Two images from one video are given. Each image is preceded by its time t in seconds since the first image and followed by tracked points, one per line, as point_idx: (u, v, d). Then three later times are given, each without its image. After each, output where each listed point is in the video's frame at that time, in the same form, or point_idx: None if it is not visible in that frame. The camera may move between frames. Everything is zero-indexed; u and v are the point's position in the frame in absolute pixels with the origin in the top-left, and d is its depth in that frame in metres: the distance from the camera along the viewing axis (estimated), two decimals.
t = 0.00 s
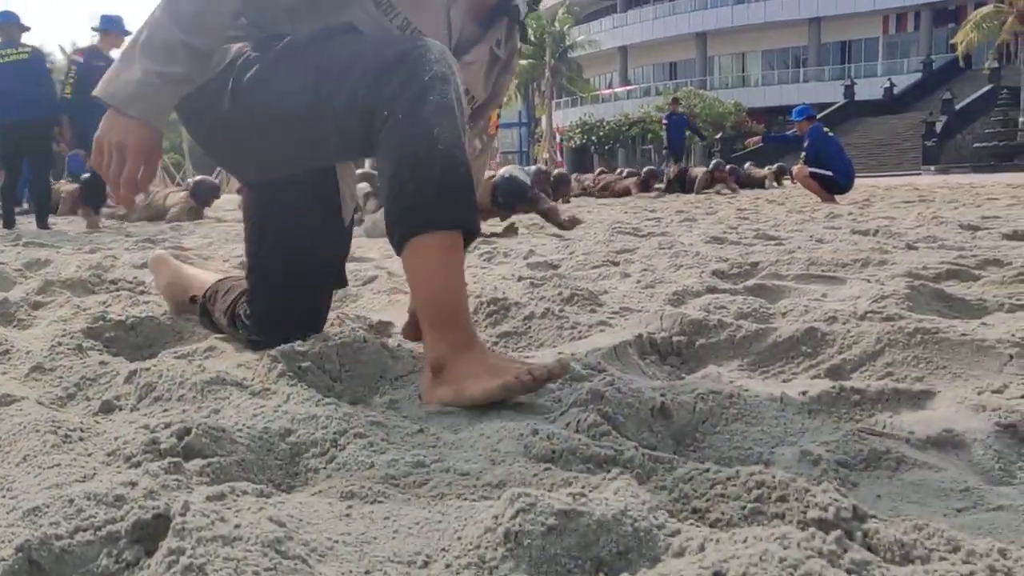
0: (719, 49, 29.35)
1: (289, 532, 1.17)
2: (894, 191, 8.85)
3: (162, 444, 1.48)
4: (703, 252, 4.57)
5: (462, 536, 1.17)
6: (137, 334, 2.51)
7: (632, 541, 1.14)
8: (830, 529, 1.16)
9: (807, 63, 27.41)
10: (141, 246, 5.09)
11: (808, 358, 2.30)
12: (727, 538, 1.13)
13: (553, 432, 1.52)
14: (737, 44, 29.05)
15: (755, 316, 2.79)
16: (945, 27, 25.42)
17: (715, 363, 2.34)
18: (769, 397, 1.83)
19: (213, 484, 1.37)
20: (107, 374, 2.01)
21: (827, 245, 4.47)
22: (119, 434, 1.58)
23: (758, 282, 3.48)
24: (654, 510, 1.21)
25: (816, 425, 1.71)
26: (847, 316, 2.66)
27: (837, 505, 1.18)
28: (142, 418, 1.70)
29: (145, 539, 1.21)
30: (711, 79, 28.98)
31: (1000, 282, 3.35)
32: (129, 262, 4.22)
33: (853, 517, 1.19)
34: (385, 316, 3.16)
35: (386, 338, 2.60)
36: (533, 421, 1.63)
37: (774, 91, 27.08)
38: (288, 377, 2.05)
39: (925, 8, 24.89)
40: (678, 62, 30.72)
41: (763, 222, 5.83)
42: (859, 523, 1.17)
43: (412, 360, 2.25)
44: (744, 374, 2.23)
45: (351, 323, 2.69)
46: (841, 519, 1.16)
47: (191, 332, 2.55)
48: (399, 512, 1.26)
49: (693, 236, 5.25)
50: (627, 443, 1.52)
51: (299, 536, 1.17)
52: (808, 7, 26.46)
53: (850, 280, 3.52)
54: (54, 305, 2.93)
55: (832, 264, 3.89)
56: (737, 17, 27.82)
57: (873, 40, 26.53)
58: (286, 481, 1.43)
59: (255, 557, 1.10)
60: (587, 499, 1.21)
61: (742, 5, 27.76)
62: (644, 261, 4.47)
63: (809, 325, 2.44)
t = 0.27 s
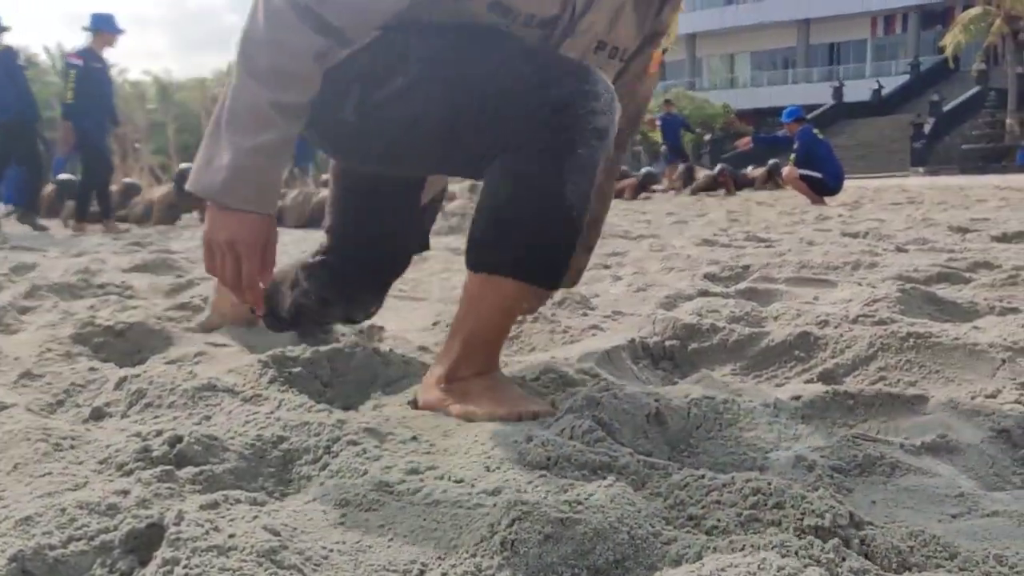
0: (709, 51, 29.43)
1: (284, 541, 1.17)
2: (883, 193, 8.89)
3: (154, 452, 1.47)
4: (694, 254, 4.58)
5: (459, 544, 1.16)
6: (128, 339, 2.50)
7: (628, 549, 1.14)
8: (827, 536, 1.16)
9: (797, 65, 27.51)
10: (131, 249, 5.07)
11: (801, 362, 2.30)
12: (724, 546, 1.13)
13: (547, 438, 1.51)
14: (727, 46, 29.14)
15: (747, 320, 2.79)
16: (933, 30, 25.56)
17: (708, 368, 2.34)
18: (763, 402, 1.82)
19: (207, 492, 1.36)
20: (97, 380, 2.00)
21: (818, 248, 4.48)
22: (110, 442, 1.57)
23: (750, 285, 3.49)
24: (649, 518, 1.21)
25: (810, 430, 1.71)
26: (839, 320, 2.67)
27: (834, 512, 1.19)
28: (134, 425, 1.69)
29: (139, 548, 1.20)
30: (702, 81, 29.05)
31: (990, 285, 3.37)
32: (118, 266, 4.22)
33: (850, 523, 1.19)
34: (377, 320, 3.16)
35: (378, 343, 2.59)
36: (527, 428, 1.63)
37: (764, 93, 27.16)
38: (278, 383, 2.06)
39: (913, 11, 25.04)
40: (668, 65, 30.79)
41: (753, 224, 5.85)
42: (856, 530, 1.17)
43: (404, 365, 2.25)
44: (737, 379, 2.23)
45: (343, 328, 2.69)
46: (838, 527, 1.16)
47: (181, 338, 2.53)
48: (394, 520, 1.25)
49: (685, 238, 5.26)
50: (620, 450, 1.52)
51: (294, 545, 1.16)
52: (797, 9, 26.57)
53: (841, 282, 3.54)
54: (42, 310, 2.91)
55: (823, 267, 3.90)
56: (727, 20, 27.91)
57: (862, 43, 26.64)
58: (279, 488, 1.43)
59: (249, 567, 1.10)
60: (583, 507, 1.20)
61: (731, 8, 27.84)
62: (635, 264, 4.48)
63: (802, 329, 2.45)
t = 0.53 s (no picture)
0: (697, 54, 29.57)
1: (287, 538, 1.19)
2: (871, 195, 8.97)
3: (156, 451, 1.49)
4: (684, 256, 4.62)
5: (458, 541, 1.18)
6: (126, 339, 2.52)
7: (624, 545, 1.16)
8: (818, 532, 1.19)
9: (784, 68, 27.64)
10: (123, 251, 5.08)
11: (790, 361, 2.34)
12: (717, 542, 1.15)
13: (545, 436, 1.53)
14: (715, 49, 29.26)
15: (737, 321, 2.83)
16: (919, 33, 25.73)
17: (699, 367, 2.38)
18: (754, 401, 1.85)
19: (209, 491, 1.38)
20: (98, 380, 2.01)
21: (805, 249, 4.53)
22: (112, 441, 1.58)
23: (739, 286, 3.54)
24: (645, 514, 1.23)
25: (799, 428, 1.74)
26: (827, 320, 2.70)
27: (825, 508, 1.21)
28: (135, 425, 1.71)
29: (144, 546, 1.22)
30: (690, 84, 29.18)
31: (974, 286, 3.42)
32: (113, 268, 4.25)
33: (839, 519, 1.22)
34: (371, 322, 3.19)
35: (373, 344, 2.62)
36: (524, 426, 1.66)
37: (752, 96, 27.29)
38: (277, 382, 2.12)
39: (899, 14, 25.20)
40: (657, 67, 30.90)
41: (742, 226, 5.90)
42: (846, 526, 1.20)
43: (399, 365, 2.28)
44: (727, 378, 2.26)
45: (339, 328, 2.72)
46: (829, 522, 1.19)
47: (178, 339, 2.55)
48: (394, 517, 1.27)
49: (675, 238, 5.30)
50: (615, 448, 1.55)
51: (297, 542, 1.18)
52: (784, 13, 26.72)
53: (829, 284, 3.58)
54: (40, 312, 2.92)
55: (811, 268, 3.95)
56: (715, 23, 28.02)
57: (849, 46, 26.81)
58: (279, 487, 1.44)
59: (253, 564, 1.12)
60: (581, 504, 1.23)
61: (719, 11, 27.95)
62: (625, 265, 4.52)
63: (791, 330, 2.48)
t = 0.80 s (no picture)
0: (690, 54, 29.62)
1: (283, 536, 1.18)
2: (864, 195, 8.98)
3: (151, 450, 1.49)
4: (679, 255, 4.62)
5: (454, 539, 1.18)
6: (119, 338, 2.51)
7: (620, 543, 1.16)
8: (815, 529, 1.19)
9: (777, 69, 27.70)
10: (116, 251, 5.07)
11: (785, 359, 2.34)
12: (714, 540, 1.15)
13: (540, 435, 1.53)
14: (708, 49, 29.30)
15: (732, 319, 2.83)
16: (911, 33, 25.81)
17: (693, 366, 2.38)
18: (750, 400, 1.85)
19: (204, 490, 1.37)
20: (91, 380, 2.01)
21: (800, 249, 4.53)
22: (107, 440, 1.58)
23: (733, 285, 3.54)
24: (642, 512, 1.23)
25: (794, 427, 1.74)
26: (822, 319, 2.71)
27: (821, 506, 1.21)
28: (130, 424, 1.70)
29: (139, 545, 1.21)
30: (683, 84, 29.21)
31: (968, 285, 3.43)
32: (107, 267, 4.24)
33: (836, 516, 1.22)
34: (366, 321, 3.18)
35: (367, 343, 2.62)
36: (520, 425, 1.66)
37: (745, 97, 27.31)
38: (272, 382, 2.12)
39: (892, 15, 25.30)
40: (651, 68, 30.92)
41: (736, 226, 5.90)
42: (843, 523, 1.20)
43: (395, 365, 2.28)
44: (723, 376, 2.27)
45: (332, 327, 2.72)
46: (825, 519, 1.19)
47: (172, 338, 2.55)
48: (390, 515, 1.26)
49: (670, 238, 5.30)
50: (611, 446, 1.55)
51: (293, 540, 1.18)
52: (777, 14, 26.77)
53: (824, 283, 3.59)
54: (33, 312, 2.92)
55: (805, 267, 3.95)
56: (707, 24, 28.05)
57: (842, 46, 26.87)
58: (275, 486, 1.44)
59: (250, 562, 1.11)
60: (577, 501, 1.23)
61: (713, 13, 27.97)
62: (620, 265, 4.53)
63: (787, 329, 2.48)
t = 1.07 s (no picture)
0: (684, 55, 29.66)
1: (276, 535, 1.18)
2: (858, 195, 9.00)
3: (145, 449, 1.48)
4: (672, 255, 4.63)
5: (449, 538, 1.18)
6: (113, 337, 2.51)
7: (615, 541, 1.16)
8: (808, 527, 1.19)
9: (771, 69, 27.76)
10: (110, 250, 5.06)
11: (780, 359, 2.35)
12: (708, 538, 1.15)
13: (535, 434, 1.53)
14: (702, 49, 29.35)
15: (726, 319, 2.84)
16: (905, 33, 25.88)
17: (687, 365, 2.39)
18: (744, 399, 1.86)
19: (197, 488, 1.37)
20: (85, 379, 2.00)
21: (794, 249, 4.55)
22: (100, 439, 1.58)
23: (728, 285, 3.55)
24: (636, 511, 1.23)
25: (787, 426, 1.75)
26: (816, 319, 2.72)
27: (815, 504, 1.22)
28: (123, 423, 1.70)
29: (132, 544, 1.21)
30: (678, 84, 29.24)
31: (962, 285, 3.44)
32: (100, 267, 4.23)
33: (830, 515, 1.22)
34: (360, 321, 3.18)
35: (361, 343, 2.62)
36: (514, 424, 1.66)
37: (739, 97, 27.36)
38: (266, 381, 2.12)
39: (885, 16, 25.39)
40: (645, 68, 30.96)
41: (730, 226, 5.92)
42: (836, 521, 1.20)
43: (389, 363, 2.28)
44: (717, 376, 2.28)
45: (326, 327, 2.72)
46: (819, 517, 1.19)
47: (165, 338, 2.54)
48: (384, 514, 1.26)
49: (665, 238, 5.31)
50: (605, 445, 1.55)
51: (287, 539, 1.18)
52: (771, 15, 26.81)
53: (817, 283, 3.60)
54: (25, 312, 2.91)
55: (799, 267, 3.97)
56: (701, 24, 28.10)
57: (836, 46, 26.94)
58: (269, 485, 1.44)
59: (244, 561, 1.11)
60: (572, 500, 1.23)
61: (707, 13, 28.02)
62: (614, 264, 4.54)
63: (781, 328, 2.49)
